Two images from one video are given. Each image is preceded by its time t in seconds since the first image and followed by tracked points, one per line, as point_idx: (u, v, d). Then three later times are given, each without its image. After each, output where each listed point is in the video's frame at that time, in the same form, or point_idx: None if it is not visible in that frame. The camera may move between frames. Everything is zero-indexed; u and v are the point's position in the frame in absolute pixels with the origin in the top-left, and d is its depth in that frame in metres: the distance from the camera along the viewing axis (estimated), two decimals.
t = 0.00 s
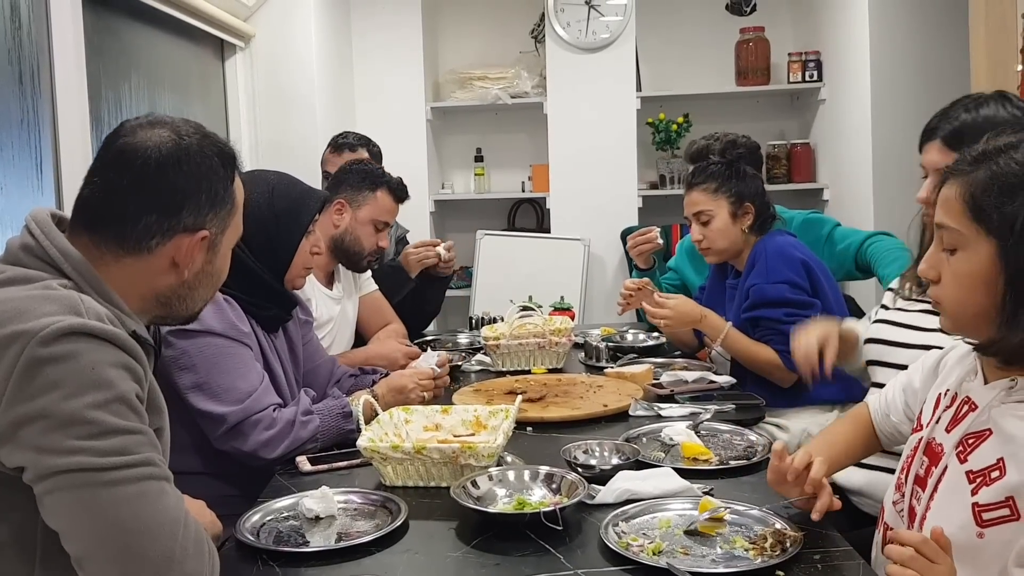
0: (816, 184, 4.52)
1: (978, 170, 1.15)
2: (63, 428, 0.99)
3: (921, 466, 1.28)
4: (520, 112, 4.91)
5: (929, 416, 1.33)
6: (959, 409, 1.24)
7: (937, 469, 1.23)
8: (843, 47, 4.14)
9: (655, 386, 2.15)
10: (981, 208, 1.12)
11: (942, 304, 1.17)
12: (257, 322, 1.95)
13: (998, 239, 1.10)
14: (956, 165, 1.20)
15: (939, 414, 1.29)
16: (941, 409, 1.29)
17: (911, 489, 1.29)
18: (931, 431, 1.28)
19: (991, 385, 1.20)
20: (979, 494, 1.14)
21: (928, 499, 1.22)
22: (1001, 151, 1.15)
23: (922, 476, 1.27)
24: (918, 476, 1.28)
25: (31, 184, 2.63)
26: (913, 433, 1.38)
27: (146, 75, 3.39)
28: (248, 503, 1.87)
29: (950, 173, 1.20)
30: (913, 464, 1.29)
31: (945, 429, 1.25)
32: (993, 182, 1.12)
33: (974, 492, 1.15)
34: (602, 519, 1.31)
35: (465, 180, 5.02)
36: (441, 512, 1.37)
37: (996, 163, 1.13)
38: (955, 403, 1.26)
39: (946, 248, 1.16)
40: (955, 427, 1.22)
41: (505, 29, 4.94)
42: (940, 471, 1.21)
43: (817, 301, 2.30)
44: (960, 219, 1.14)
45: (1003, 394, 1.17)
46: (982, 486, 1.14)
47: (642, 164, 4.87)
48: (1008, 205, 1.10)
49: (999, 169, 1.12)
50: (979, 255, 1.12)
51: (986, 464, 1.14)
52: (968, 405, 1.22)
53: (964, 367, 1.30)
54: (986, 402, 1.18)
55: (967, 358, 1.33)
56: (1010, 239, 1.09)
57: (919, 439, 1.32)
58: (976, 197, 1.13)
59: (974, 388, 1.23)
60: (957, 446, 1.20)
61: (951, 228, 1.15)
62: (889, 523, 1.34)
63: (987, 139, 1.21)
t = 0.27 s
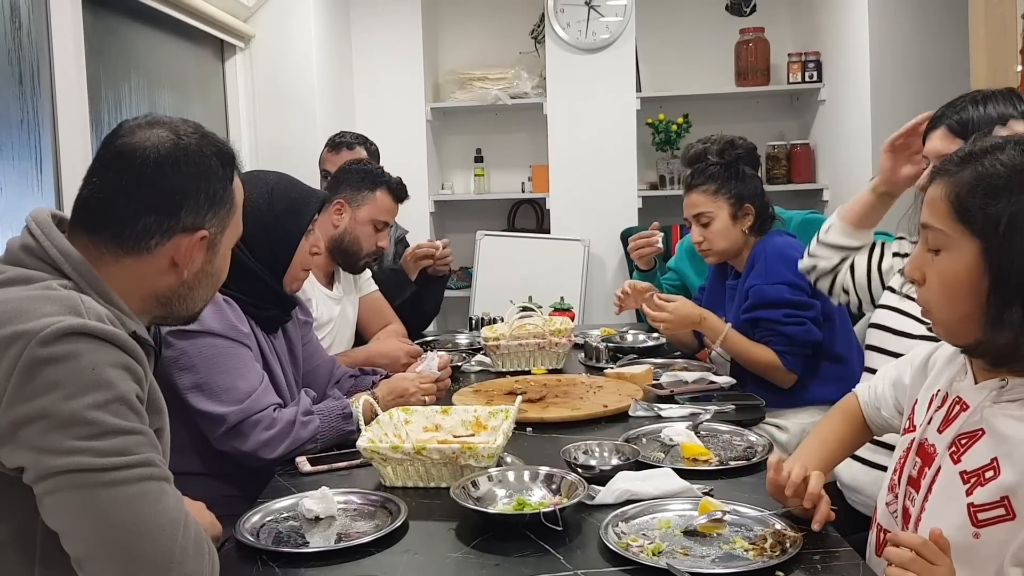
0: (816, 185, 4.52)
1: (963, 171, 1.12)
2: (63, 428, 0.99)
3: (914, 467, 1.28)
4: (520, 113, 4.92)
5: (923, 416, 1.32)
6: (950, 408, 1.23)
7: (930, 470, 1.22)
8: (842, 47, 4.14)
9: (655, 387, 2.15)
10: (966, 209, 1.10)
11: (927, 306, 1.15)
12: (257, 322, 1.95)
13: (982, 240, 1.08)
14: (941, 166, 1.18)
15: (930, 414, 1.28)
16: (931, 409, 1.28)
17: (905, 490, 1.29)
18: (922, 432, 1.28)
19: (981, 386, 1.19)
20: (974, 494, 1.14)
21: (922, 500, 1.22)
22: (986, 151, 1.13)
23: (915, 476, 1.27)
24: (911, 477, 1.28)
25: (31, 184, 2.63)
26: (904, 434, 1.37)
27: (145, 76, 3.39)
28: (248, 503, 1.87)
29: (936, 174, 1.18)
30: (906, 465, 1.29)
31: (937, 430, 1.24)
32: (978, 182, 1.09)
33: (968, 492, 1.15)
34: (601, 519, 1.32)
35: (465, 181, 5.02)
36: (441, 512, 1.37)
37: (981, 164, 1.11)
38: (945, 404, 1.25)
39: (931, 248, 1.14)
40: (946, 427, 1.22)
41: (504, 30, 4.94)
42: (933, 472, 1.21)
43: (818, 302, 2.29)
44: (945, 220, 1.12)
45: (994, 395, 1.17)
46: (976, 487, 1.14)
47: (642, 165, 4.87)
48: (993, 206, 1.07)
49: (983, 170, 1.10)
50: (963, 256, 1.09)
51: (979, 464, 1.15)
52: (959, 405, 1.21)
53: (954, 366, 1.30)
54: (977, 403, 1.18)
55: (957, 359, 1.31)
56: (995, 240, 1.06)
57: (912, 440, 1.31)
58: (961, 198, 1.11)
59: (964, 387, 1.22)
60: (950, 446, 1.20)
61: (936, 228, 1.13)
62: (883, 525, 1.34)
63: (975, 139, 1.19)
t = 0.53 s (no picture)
0: (816, 185, 4.53)
1: (945, 171, 1.11)
2: (64, 428, 0.99)
3: (906, 467, 1.29)
4: (520, 113, 4.92)
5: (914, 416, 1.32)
6: (940, 408, 1.24)
7: (922, 470, 1.23)
8: (842, 47, 4.14)
9: (655, 387, 2.15)
10: (946, 210, 1.09)
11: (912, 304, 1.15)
12: (257, 322, 1.95)
13: (962, 241, 1.07)
14: (931, 164, 1.17)
15: (920, 413, 1.29)
16: (922, 408, 1.29)
17: (898, 490, 1.29)
18: (914, 432, 1.29)
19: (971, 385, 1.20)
20: (965, 493, 1.14)
21: (915, 500, 1.23)
22: (970, 151, 1.11)
23: (908, 476, 1.28)
24: (903, 477, 1.29)
25: (31, 184, 2.63)
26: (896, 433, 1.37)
27: (145, 76, 3.39)
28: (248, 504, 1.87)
29: (923, 174, 1.17)
30: (898, 465, 1.30)
31: (927, 429, 1.25)
32: (958, 183, 1.08)
33: (960, 491, 1.15)
34: (601, 519, 1.32)
35: (465, 181, 5.02)
36: (441, 512, 1.37)
37: (964, 164, 1.09)
38: (935, 403, 1.26)
39: (915, 248, 1.14)
40: (937, 427, 1.23)
41: (505, 30, 4.94)
42: (925, 471, 1.22)
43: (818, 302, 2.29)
44: (928, 220, 1.11)
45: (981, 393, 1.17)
46: (967, 485, 1.14)
47: (642, 165, 4.87)
48: (972, 207, 1.06)
49: (964, 171, 1.09)
50: (943, 257, 1.09)
51: (970, 463, 1.15)
52: (949, 404, 1.22)
53: (943, 365, 1.30)
54: (966, 402, 1.19)
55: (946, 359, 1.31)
56: (974, 241, 1.05)
57: (904, 439, 1.32)
58: (942, 199, 1.10)
59: (954, 387, 1.23)
60: (941, 446, 1.20)
61: (919, 229, 1.13)
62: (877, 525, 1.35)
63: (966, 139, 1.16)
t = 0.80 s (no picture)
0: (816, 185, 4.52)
1: (923, 180, 1.13)
2: (64, 428, 0.99)
3: (898, 466, 1.29)
4: (520, 113, 4.92)
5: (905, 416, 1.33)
6: (931, 408, 1.24)
7: (915, 469, 1.23)
8: (842, 47, 4.14)
9: (655, 387, 2.15)
10: (928, 218, 1.10)
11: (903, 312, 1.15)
12: (256, 322, 1.94)
13: (947, 248, 1.08)
14: (907, 172, 1.18)
15: (912, 412, 1.30)
16: (913, 407, 1.30)
17: (889, 490, 1.30)
18: (905, 431, 1.29)
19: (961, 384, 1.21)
20: (959, 491, 1.14)
21: (908, 500, 1.23)
22: (943, 159, 1.13)
23: (900, 476, 1.28)
24: (895, 477, 1.29)
25: (31, 184, 2.63)
26: (885, 432, 1.38)
27: (144, 76, 3.39)
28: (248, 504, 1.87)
29: (900, 183, 1.18)
30: (890, 465, 1.30)
31: (919, 428, 1.26)
32: (937, 192, 1.10)
33: (954, 489, 1.15)
34: (601, 519, 1.32)
35: (464, 181, 5.02)
36: (441, 512, 1.37)
37: (941, 172, 1.11)
38: (926, 402, 1.27)
39: (901, 257, 1.14)
40: (928, 426, 1.23)
41: (505, 30, 4.94)
42: (918, 470, 1.22)
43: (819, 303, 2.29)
44: (910, 228, 1.13)
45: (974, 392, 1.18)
46: (961, 484, 1.14)
47: (642, 165, 4.87)
48: (953, 215, 1.07)
49: (940, 179, 1.10)
50: (930, 265, 1.10)
51: (964, 461, 1.15)
52: (940, 403, 1.23)
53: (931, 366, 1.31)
54: (959, 401, 1.19)
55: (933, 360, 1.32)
56: (959, 248, 1.06)
57: (895, 439, 1.32)
58: (923, 207, 1.11)
59: (945, 387, 1.23)
60: (934, 444, 1.20)
61: (904, 238, 1.14)
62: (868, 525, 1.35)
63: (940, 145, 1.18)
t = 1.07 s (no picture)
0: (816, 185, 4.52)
1: (899, 194, 1.13)
2: (64, 428, 0.99)
3: (892, 465, 1.30)
4: (520, 113, 4.92)
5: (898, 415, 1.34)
6: (926, 406, 1.25)
7: (910, 467, 1.24)
8: (842, 46, 4.14)
9: (655, 387, 2.15)
10: (910, 232, 1.10)
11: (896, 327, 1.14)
12: (256, 322, 1.95)
13: (935, 259, 1.08)
14: (878, 189, 1.19)
15: (906, 410, 1.30)
16: (907, 405, 1.30)
17: (884, 489, 1.30)
18: (900, 429, 1.30)
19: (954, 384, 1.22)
20: (956, 486, 1.15)
21: (903, 497, 1.24)
22: (916, 171, 1.14)
23: (894, 474, 1.29)
24: (890, 475, 1.30)
25: (31, 184, 2.63)
26: (877, 430, 1.38)
27: (144, 76, 3.39)
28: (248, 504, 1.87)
29: (875, 200, 1.18)
30: (886, 464, 1.30)
31: (913, 426, 1.26)
32: (917, 205, 1.10)
33: (949, 485, 1.15)
34: (601, 519, 1.32)
35: (465, 181, 5.02)
36: (441, 512, 1.37)
37: (916, 186, 1.12)
38: (920, 400, 1.27)
39: (887, 273, 1.14)
40: (923, 423, 1.24)
41: (505, 29, 4.94)
42: (914, 469, 1.23)
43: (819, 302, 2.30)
44: (893, 244, 1.13)
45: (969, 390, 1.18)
46: (957, 479, 1.15)
47: (642, 165, 4.87)
48: (938, 226, 1.07)
49: (917, 193, 1.11)
50: (920, 278, 1.09)
51: (959, 457, 1.15)
52: (934, 402, 1.23)
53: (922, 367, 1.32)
54: (953, 399, 1.20)
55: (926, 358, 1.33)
56: (948, 258, 1.06)
57: (890, 437, 1.33)
58: (904, 222, 1.11)
59: (939, 385, 1.24)
60: (930, 442, 1.21)
61: (888, 254, 1.13)
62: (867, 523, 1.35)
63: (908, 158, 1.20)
